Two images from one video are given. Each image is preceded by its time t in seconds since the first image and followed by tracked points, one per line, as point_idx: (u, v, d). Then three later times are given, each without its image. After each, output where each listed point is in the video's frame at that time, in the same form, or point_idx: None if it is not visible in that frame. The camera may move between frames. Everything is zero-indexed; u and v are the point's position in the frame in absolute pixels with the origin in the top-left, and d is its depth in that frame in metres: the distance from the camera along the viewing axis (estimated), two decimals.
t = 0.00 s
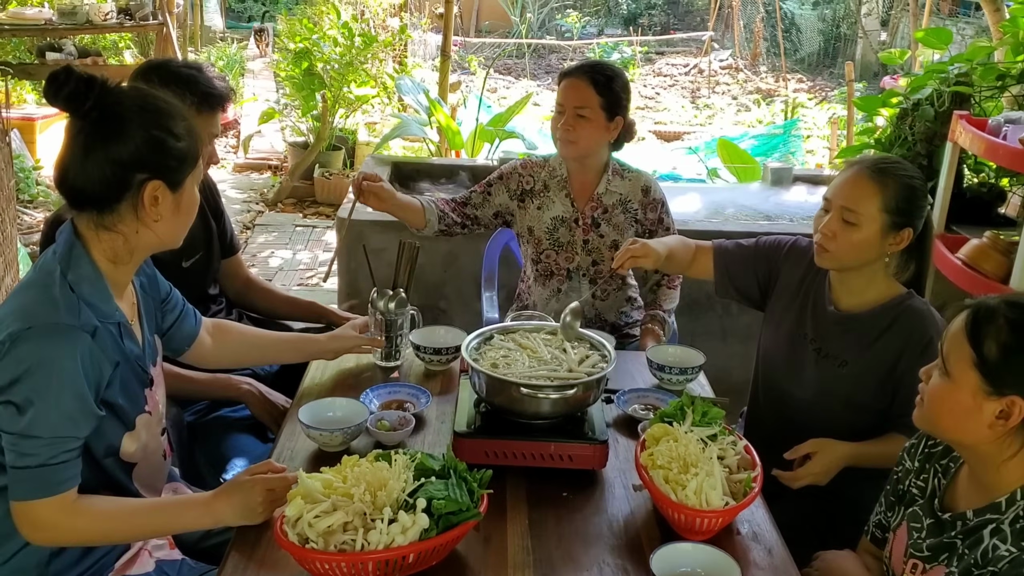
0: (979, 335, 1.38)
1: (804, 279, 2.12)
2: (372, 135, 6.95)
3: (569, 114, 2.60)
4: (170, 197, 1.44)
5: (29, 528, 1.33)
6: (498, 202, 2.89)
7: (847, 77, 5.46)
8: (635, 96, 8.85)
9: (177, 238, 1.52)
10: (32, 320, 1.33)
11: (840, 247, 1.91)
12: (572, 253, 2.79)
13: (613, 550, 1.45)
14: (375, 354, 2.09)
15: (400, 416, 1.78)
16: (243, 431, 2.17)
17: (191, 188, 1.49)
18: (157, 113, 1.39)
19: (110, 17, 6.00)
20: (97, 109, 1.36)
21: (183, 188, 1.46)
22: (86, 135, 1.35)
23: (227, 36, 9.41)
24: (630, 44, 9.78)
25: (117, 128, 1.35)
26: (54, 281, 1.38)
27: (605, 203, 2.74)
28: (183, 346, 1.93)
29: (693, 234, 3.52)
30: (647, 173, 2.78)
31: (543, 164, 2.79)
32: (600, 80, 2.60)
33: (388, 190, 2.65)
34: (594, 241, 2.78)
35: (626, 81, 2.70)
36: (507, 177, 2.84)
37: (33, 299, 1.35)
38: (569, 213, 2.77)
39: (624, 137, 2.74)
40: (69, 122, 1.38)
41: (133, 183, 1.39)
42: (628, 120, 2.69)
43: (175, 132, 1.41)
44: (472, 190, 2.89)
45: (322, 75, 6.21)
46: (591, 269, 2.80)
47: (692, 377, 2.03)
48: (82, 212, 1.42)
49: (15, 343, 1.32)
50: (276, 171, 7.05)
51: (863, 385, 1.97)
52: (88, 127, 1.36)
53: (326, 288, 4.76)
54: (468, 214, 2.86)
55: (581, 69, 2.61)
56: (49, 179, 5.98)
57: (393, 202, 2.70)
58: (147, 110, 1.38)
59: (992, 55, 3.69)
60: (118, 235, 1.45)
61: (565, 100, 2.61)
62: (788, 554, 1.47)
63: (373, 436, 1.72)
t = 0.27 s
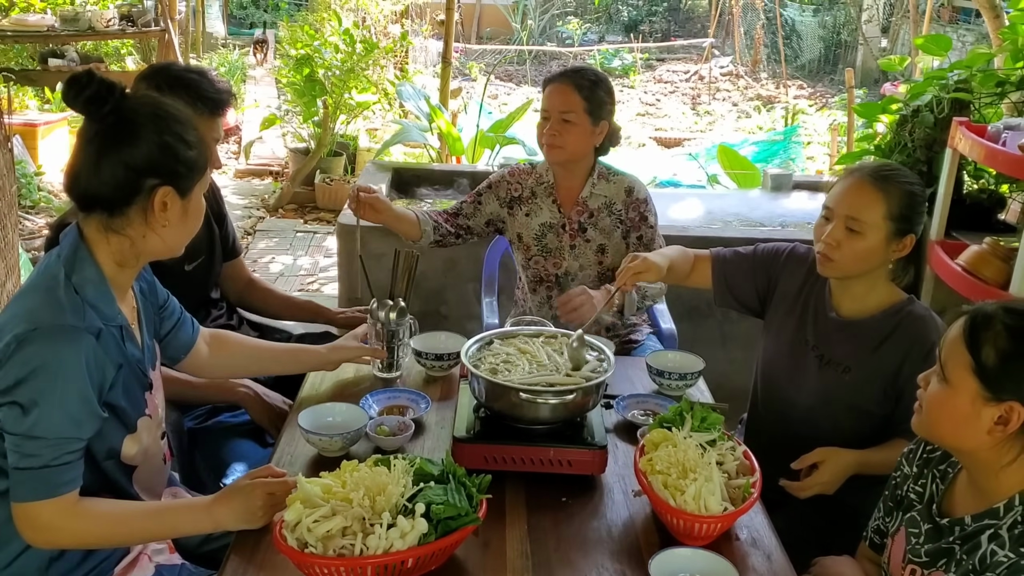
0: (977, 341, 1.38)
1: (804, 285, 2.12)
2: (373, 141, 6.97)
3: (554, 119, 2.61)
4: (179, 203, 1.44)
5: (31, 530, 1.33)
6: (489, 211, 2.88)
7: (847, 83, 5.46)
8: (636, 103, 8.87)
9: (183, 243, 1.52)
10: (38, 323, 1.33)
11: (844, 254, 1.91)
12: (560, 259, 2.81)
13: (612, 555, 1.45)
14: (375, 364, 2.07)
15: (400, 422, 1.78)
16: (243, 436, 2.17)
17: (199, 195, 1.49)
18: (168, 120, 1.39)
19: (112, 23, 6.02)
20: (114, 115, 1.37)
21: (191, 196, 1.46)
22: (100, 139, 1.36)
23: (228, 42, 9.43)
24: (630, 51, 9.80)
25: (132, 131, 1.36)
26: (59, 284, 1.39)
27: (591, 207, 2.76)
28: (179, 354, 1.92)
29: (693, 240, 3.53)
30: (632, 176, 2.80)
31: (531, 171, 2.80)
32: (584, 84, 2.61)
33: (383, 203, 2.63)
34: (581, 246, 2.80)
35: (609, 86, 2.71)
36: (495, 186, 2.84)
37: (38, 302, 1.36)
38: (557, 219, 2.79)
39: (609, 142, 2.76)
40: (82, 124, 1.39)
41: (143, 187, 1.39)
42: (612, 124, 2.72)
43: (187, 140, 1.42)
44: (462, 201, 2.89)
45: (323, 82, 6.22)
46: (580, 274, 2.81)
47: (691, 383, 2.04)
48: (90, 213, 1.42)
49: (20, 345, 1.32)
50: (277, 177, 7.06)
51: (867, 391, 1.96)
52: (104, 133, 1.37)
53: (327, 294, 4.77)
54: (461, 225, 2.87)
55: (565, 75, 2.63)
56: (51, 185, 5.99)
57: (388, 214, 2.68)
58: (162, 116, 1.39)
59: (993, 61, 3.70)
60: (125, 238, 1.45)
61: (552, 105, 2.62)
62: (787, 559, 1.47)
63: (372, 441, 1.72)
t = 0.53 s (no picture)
0: (974, 343, 1.38)
1: (799, 289, 2.12)
2: (371, 145, 6.98)
3: (535, 121, 2.63)
4: (173, 195, 1.44)
5: (30, 527, 1.33)
6: (478, 213, 2.91)
7: (845, 86, 5.47)
8: (634, 106, 8.87)
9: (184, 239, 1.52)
10: (42, 317, 1.34)
11: (840, 256, 1.91)
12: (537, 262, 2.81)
13: (610, 557, 1.46)
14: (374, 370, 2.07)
15: (398, 424, 1.78)
16: (238, 437, 2.14)
17: (194, 187, 1.49)
18: (155, 114, 1.40)
19: (111, 26, 6.02)
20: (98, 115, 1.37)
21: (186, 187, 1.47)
22: (90, 136, 1.37)
23: (227, 46, 9.44)
24: (629, 54, 9.82)
25: (117, 126, 1.36)
26: (66, 280, 1.39)
27: (568, 211, 2.75)
28: (180, 361, 1.89)
29: (692, 242, 3.53)
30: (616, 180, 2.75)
31: (515, 173, 2.83)
32: (563, 86, 2.62)
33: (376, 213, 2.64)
34: (556, 249, 2.79)
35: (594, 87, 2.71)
36: (482, 188, 2.87)
37: (42, 298, 1.36)
38: (536, 222, 2.79)
39: (593, 143, 2.77)
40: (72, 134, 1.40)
41: (136, 183, 1.39)
42: (594, 125, 2.72)
43: (175, 130, 1.42)
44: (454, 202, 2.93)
45: (322, 85, 6.22)
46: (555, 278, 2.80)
47: (690, 385, 2.04)
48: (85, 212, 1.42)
49: (28, 339, 1.33)
50: (275, 180, 7.07)
51: (867, 391, 1.97)
52: (93, 126, 1.37)
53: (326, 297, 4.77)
54: (450, 227, 2.89)
55: (547, 77, 2.64)
56: (49, 188, 5.98)
57: (381, 223, 2.70)
58: (151, 111, 1.40)
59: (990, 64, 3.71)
60: (126, 236, 1.45)
61: (532, 108, 2.63)
62: (785, 560, 1.47)
63: (370, 443, 1.72)
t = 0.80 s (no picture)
0: (969, 350, 1.39)
1: (791, 295, 2.11)
2: (371, 151, 6.98)
3: (529, 129, 2.63)
4: (173, 211, 1.44)
5: (26, 535, 1.33)
6: (473, 220, 2.92)
7: (844, 93, 5.48)
8: (633, 113, 8.89)
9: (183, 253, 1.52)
10: (37, 326, 1.33)
11: (835, 260, 1.91)
12: (530, 270, 2.82)
13: (608, 564, 1.46)
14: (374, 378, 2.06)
15: (396, 431, 1.78)
16: (237, 443, 2.14)
17: (197, 203, 1.49)
18: (167, 129, 1.41)
19: (111, 34, 6.04)
20: (113, 130, 1.38)
21: (190, 202, 1.47)
22: (101, 149, 1.37)
23: (227, 53, 9.46)
24: (628, 61, 9.83)
25: (131, 146, 1.37)
26: (61, 288, 1.39)
27: (561, 219, 2.75)
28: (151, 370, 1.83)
29: (690, 249, 3.54)
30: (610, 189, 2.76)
31: (510, 180, 2.83)
32: (557, 94, 2.62)
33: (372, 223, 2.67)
34: (549, 258, 2.79)
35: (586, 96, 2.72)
36: (477, 196, 2.88)
37: (39, 306, 1.36)
38: (529, 230, 2.79)
39: (587, 151, 2.77)
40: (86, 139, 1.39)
41: (134, 195, 1.39)
42: (589, 134, 2.72)
43: (184, 148, 1.43)
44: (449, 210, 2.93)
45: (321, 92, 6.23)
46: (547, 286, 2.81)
47: (688, 392, 2.04)
48: (85, 218, 1.42)
49: (22, 347, 1.32)
50: (275, 187, 7.07)
51: (864, 394, 1.97)
52: (106, 142, 1.37)
53: (325, 303, 4.77)
54: (445, 235, 2.91)
55: (541, 85, 2.65)
56: (49, 195, 5.99)
57: (376, 233, 2.73)
58: (164, 126, 1.40)
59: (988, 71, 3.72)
60: (121, 245, 1.45)
61: (526, 116, 2.64)
62: (783, 568, 1.47)
63: (368, 450, 1.73)
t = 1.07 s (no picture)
0: (965, 351, 1.39)
1: (786, 297, 2.12)
2: (370, 155, 6.99)
3: (535, 135, 2.63)
4: (157, 221, 1.44)
5: (25, 543, 1.33)
6: (473, 227, 2.90)
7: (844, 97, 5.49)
8: (633, 116, 8.89)
9: (184, 263, 1.53)
10: (36, 333, 1.34)
11: (843, 258, 1.92)
12: (534, 276, 2.82)
13: (607, 568, 1.46)
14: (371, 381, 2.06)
15: (395, 435, 1.78)
16: (238, 444, 2.15)
17: (186, 213, 1.48)
18: (156, 142, 1.42)
19: (111, 37, 6.04)
20: (103, 132, 1.40)
21: (174, 213, 1.46)
22: (94, 155, 1.39)
23: (228, 57, 9.47)
24: (627, 65, 9.84)
25: (125, 157, 1.39)
26: (59, 296, 1.40)
27: (566, 225, 2.76)
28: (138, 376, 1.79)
29: (689, 253, 3.54)
30: (613, 195, 2.79)
31: (510, 186, 2.83)
32: (565, 101, 2.63)
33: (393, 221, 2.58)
34: (554, 264, 2.80)
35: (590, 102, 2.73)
36: (478, 202, 2.86)
37: (35, 313, 1.37)
38: (533, 235, 2.80)
39: (590, 158, 2.78)
40: (83, 143, 1.42)
41: (115, 202, 1.40)
42: (593, 141, 2.74)
43: (170, 156, 1.43)
44: (448, 217, 2.90)
45: (321, 95, 6.23)
46: (553, 292, 2.82)
47: (687, 396, 2.04)
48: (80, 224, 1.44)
49: (19, 357, 1.32)
50: (275, 190, 7.08)
51: (865, 393, 1.98)
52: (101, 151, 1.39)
53: (324, 306, 4.78)
54: (448, 243, 2.87)
55: (547, 91, 2.65)
56: (49, 198, 6.00)
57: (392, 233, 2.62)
58: (153, 134, 1.42)
59: (987, 75, 3.73)
60: (111, 252, 1.47)
61: (532, 122, 2.64)
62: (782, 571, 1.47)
63: (367, 454, 1.73)
